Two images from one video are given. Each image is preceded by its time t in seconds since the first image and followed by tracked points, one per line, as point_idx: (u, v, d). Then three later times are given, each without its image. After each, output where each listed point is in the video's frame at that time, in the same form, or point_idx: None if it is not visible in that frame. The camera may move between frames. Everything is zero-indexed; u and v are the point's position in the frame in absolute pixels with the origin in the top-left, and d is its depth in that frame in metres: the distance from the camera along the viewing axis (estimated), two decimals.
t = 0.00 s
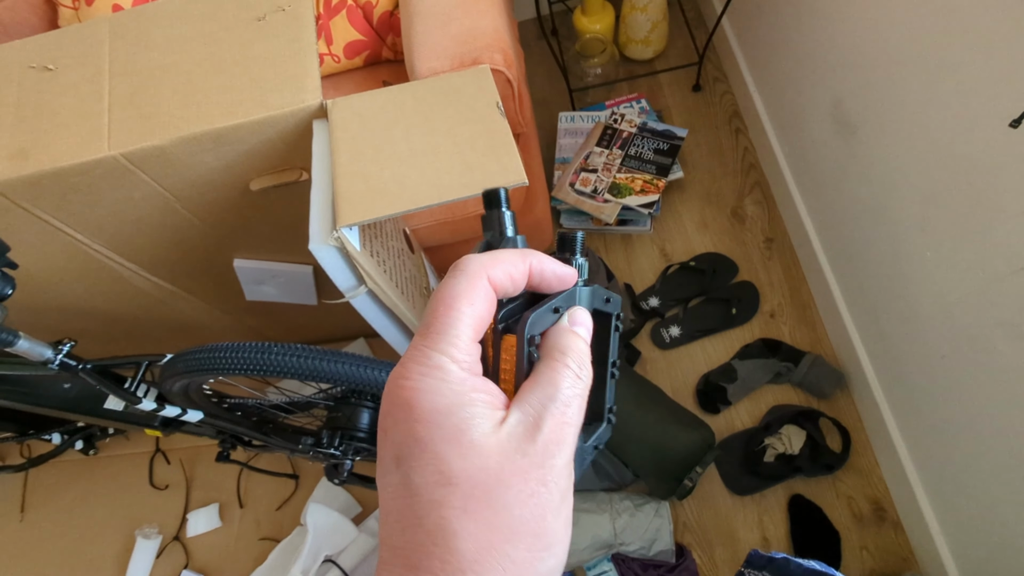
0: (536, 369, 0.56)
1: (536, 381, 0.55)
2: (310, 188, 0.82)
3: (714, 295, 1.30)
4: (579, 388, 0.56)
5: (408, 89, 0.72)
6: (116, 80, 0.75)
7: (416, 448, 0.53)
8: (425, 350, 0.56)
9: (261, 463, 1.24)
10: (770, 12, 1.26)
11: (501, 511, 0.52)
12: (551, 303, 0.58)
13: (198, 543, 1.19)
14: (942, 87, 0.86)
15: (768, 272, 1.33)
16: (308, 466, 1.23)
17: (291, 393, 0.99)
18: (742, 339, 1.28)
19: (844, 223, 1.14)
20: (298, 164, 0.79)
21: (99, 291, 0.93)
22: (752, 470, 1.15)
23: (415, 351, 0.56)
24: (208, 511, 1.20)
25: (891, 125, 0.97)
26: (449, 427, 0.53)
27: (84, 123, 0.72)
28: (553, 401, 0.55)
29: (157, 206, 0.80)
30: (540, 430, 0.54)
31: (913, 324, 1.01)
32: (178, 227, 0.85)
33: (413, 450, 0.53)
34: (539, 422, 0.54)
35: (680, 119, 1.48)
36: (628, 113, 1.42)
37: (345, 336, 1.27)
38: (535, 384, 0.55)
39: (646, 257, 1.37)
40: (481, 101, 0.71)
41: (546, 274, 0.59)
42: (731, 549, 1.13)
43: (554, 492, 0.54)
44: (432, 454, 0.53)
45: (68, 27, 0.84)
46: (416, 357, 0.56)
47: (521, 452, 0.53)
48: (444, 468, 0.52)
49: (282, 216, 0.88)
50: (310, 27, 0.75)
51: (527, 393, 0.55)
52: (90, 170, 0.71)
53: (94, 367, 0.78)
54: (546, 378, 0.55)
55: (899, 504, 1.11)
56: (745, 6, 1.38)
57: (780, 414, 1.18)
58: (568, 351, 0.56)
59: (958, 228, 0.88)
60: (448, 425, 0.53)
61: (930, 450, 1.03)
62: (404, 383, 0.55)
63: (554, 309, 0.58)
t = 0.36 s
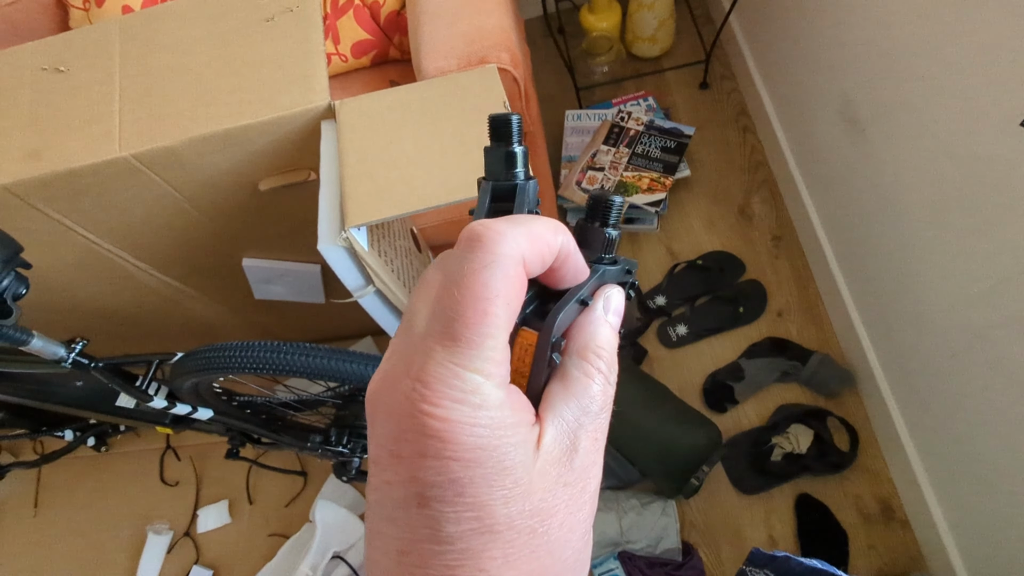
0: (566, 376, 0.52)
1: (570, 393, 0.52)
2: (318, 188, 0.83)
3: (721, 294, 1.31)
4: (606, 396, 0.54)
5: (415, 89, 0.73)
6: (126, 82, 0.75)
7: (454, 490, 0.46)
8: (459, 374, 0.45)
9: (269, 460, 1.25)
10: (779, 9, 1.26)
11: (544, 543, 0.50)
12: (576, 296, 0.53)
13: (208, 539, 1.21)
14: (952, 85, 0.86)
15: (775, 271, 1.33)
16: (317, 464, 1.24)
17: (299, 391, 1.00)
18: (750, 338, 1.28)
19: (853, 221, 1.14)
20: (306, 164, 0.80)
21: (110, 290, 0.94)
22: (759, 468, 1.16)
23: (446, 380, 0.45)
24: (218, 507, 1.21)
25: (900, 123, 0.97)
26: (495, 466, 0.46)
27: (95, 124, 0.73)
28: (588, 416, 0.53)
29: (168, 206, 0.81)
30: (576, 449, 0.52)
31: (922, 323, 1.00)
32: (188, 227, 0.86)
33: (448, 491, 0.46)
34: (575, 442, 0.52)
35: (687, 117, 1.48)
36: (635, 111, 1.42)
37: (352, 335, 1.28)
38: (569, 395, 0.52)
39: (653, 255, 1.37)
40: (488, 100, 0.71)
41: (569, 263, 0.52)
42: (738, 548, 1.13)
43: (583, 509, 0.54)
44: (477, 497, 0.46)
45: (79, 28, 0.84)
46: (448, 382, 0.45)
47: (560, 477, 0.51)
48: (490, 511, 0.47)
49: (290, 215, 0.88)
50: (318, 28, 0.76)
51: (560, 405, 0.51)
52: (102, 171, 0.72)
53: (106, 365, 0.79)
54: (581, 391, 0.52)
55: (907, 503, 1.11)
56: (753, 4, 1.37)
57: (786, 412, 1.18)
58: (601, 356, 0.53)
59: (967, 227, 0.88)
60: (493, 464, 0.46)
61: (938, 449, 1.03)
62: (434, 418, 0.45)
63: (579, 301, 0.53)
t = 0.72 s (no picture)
0: (565, 363, 0.53)
1: (565, 376, 0.53)
2: (325, 191, 0.84)
3: (727, 294, 1.31)
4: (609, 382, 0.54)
5: (422, 92, 0.73)
6: (136, 86, 0.76)
7: (431, 450, 0.51)
8: (429, 345, 0.52)
9: (278, 459, 1.26)
10: (785, 8, 1.26)
11: (529, 514, 0.52)
12: (581, 294, 0.51)
13: (218, 536, 1.22)
14: (960, 85, 0.86)
15: (782, 271, 1.33)
16: (325, 462, 1.25)
17: (307, 391, 1.01)
18: (756, 338, 1.28)
19: (860, 221, 1.14)
20: (314, 167, 0.80)
21: (121, 291, 0.95)
22: (765, 469, 1.16)
23: (413, 348, 0.53)
24: (227, 505, 1.22)
25: (908, 123, 0.97)
26: (469, 430, 0.51)
27: (106, 128, 0.74)
28: (583, 399, 0.53)
29: (178, 208, 0.82)
30: (567, 430, 0.53)
31: (929, 324, 1.00)
32: (198, 229, 0.87)
33: (427, 452, 0.51)
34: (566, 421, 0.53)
35: (693, 117, 1.48)
36: (640, 111, 1.42)
37: (359, 335, 1.29)
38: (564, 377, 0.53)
39: (659, 255, 1.37)
40: (494, 103, 0.71)
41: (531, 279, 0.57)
42: (744, 548, 1.13)
43: (576, 489, 0.54)
44: (450, 455, 0.51)
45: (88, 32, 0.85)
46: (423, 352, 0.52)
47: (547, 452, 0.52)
48: (465, 470, 0.51)
49: (298, 217, 0.89)
50: (326, 32, 0.76)
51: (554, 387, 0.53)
52: (112, 174, 0.73)
53: (118, 366, 0.80)
54: (580, 377, 0.52)
55: (914, 504, 1.11)
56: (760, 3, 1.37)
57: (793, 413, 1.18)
58: (603, 346, 0.52)
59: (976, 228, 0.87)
60: (467, 429, 0.51)
61: (946, 450, 1.03)
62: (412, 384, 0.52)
63: (585, 300, 0.52)
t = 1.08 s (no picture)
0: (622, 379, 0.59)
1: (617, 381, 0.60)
2: (331, 186, 0.84)
3: (734, 291, 1.30)
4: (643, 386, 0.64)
5: (427, 86, 0.73)
6: (143, 81, 0.76)
7: (540, 463, 0.51)
8: (552, 356, 0.50)
9: (284, 455, 1.27)
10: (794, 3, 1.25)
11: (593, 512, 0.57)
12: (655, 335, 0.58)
13: (224, 532, 1.22)
14: (971, 79, 0.85)
15: (790, 268, 1.32)
16: (330, 459, 1.25)
17: (313, 387, 1.01)
18: (763, 335, 1.27)
19: (869, 217, 1.13)
20: (319, 162, 0.80)
21: (129, 286, 0.96)
22: (773, 467, 1.15)
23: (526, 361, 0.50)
24: (234, 501, 1.23)
25: (918, 117, 0.96)
26: (571, 443, 0.52)
27: (113, 123, 0.74)
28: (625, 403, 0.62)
29: (185, 204, 0.82)
30: (613, 429, 0.60)
31: (940, 321, 0.99)
32: (205, 225, 0.87)
33: (535, 465, 0.51)
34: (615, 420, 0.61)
35: (700, 113, 1.47)
36: (647, 107, 1.41)
37: (365, 331, 1.29)
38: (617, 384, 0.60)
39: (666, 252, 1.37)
40: (500, 97, 0.71)
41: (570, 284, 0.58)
42: (751, 546, 1.13)
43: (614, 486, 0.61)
44: (552, 466, 0.51)
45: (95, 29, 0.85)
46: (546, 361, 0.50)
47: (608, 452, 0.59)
48: (559, 479, 0.52)
49: (304, 213, 0.89)
50: (331, 27, 0.76)
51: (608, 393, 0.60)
52: (119, 169, 0.73)
53: (125, 361, 0.80)
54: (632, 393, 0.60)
55: (923, 503, 1.10)
56: None
57: (800, 410, 1.17)
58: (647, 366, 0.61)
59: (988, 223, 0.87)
60: (573, 442, 0.52)
61: (956, 448, 1.02)
62: (536, 398, 0.49)
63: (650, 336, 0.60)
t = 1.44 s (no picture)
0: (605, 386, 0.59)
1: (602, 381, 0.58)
2: (334, 188, 0.84)
3: (737, 292, 1.30)
4: (628, 388, 0.61)
5: (429, 88, 0.73)
6: (146, 83, 0.76)
7: (514, 468, 0.51)
8: (528, 363, 0.51)
9: (288, 456, 1.27)
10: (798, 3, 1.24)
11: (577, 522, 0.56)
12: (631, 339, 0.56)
13: (228, 532, 1.23)
14: (978, 80, 0.84)
15: (793, 269, 1.31)
16: (334, 460, 1.25)
17: (316, 388, 1.01)
18: (766, 336, 1.27)
19: (874, 218, 1.12)
20: (322, 164, 0.80)
21: (132, 288, 0.96)
22: (776, 469, 1.15)
23: (503, 366, 0.50)
24: (237, 501, 1.23)
25: (923, 119, 0.96)
26: (551, 449, 0.52)
27: (117, 126, 0.74)
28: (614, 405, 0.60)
29: (189, 206, 0.82)
30: (601, 435, 0.58)
31: (945, 323, 0.99)
32: (208, 227, 0.87)
33: (513, 471, 0.51)
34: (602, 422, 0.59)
35: (703, 113, 1.47)
36: (650, 107, 1.41)
37: (368, 333, 1.29)
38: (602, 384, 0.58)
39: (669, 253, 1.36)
40: (501, 99, 0.71)
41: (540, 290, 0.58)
42: (754, 548, 1.13)
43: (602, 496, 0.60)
44: (532, 472, 0.51)
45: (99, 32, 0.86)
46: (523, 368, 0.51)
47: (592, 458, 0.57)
48: (541, 485, 0.52)
49: (306, 215, 0.89)
50: (333, 29, 0.76)
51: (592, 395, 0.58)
52: (123, 172, 0.73)
53: (129, 362, 0.81)
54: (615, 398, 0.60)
55: (927, 505, 1.10)
56: None
57: (804, 412, 1.17)
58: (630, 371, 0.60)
59: (994, 225, 0.86)
60: (550, 449, 0.52)
61: (960, 451, 1.01)
62: (512, 404, 0.50)
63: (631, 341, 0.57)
